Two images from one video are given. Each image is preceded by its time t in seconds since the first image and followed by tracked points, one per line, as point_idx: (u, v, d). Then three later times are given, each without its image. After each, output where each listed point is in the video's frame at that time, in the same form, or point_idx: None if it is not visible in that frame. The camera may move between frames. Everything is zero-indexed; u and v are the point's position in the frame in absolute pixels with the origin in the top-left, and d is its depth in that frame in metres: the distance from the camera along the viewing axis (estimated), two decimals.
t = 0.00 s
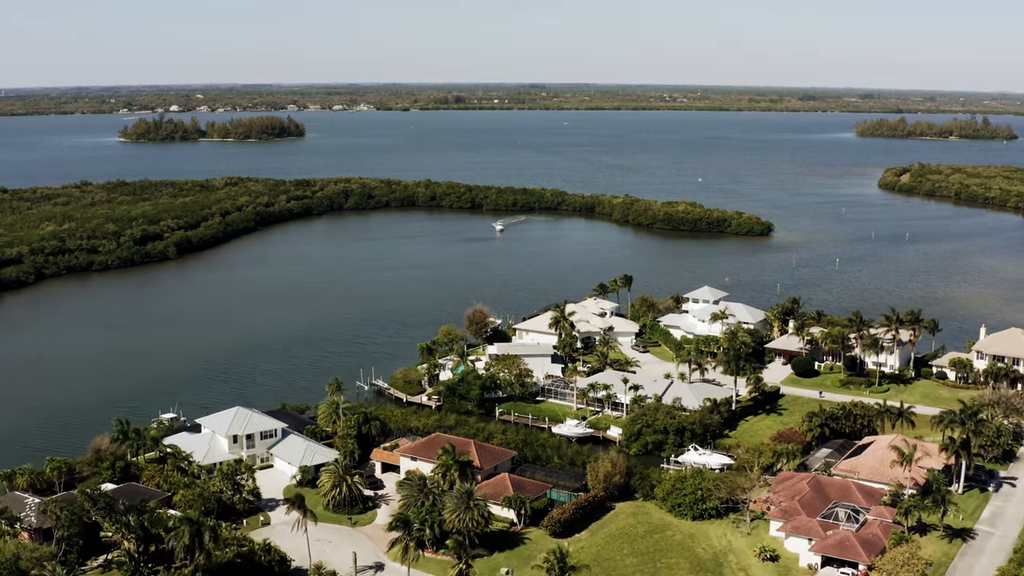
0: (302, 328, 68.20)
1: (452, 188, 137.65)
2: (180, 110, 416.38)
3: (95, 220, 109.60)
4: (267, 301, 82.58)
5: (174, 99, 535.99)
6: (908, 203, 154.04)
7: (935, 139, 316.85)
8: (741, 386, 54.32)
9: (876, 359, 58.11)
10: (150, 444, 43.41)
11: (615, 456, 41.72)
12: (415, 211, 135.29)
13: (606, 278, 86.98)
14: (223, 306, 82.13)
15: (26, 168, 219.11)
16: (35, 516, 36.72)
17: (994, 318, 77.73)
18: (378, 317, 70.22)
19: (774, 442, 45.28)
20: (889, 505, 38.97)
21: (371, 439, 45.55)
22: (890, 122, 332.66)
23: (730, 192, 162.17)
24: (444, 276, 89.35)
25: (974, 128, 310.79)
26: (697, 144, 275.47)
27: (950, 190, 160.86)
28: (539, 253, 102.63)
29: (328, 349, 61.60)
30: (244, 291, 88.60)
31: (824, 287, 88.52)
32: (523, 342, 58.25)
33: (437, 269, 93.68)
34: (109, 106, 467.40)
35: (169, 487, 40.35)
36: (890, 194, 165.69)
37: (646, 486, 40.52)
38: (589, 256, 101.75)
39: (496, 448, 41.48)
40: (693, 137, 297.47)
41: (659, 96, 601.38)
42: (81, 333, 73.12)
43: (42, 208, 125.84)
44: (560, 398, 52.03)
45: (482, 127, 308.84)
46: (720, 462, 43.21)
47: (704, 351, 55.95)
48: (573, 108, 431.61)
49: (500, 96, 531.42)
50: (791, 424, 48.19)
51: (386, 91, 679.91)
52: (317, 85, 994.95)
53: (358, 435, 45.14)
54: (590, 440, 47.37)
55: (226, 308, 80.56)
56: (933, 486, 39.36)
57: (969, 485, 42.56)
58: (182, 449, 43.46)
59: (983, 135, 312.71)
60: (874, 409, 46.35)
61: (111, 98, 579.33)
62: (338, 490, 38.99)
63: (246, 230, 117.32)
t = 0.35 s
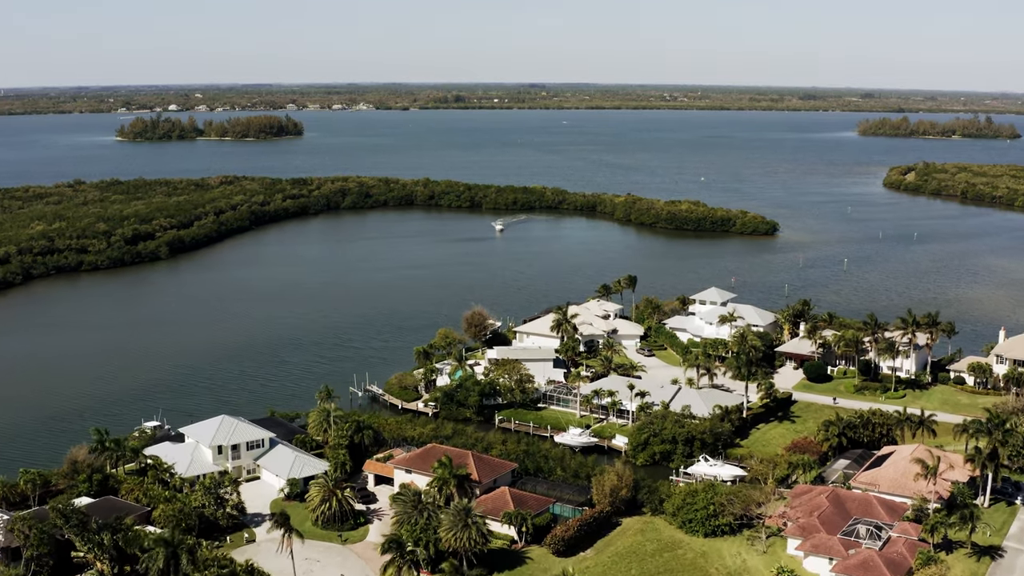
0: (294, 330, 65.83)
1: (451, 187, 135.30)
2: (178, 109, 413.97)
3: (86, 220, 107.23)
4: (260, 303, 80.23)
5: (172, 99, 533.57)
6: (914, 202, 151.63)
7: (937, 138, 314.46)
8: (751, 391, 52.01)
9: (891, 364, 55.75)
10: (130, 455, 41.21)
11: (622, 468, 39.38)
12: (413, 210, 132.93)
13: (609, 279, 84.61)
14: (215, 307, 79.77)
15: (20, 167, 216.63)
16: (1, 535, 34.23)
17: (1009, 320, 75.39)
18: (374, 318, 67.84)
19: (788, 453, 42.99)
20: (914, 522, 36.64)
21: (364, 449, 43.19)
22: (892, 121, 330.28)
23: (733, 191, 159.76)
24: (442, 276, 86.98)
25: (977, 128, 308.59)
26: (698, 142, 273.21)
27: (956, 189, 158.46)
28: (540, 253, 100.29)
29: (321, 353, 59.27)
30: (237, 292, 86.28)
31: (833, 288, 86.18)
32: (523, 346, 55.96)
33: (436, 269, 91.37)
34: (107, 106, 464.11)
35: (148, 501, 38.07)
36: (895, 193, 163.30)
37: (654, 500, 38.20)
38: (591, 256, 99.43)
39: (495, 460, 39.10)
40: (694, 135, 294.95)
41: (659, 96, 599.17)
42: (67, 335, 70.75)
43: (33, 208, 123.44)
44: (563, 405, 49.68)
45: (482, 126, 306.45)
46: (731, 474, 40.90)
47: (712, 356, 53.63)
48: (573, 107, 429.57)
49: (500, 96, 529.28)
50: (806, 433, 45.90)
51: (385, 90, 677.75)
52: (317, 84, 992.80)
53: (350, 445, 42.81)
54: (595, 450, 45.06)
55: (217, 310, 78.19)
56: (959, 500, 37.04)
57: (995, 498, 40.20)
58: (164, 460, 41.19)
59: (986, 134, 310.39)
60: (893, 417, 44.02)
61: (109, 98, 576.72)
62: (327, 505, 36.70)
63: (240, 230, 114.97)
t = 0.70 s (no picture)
0: (288, 333, 63.76)
1: (450, 186, 133.22)
2: (176, 108, 411.46)
3: (77, 219, 105.11)
4: (252, 305, 78.08)
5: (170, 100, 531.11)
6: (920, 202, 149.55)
7: (940, 136, 312.31)
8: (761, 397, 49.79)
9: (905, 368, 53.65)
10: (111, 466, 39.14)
11: (628, 480, 37.31)
12: (412, 210, 130.88)
13: (611, 279, 82.51)
14: (207, 308, 77.67)
15: (15, 166, 214.55)
16: None
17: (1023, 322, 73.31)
18: (369, 320, 65.76)
19: (802, 463, 40.96)
20: (937, 538, 34.60)
21: (356, 459, 41.10)
22: (895, 120, 328.29)
23: (736, 191, 157.69)
24: (440, 276, 84.91)
25: (980, 126, 306.61)
26: (700, 141, 271.04)
27: (962, 188, 156.43)
28: (540, 253, 98.23)
29: (314, 356, 57.16)
30: (230, 292, 84.27)
31: (841, 289, 84.15)
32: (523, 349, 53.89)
33: (433, 270, 89.32)
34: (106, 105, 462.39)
35: (128, 516, 35.99)
36: (900, 192, 161.29)
37: (662, 515, 36.14)
38: (593, 256, 97.42)
39: (494, 472, 36.94)
40: (695, 134, 292.84)
41: (660, 96, 596.93)
42: (54, 338, 68.61)
43: (25, 207, 121.37)
44: (565, 412, 47.58)
45: (482, 125, 304.52)
46: (743, 485, 38.79)
47: (720, 360, 51.55)
48: (573, 106, 427.24)
49: (500, 95, 527.21)
50: (820, 442, 43.88)
51: (385, 89, 675.14)
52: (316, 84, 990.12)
53: (341, 455, 40.73)
54: (598, 459, 42.99)
55: (209, 312, 76.07)
56: (984, 514, 34.99)
57: (1021, 511, 38.07)
58: (145, 471, 39.10)
59: (989, 133, 308.41)
60: (912, 425, 41.94)
61: (108, 98, 576.49)
62: (316, 520, 34.66)
63: (235, 230, 112.87)
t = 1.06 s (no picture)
0: (278, 338, 61.37)
1: (448, 186, 130.83)
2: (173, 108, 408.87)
3: (66, 219, 102.69)
4: (243, 307, 75.68)
5: (168, 100, 529.56)
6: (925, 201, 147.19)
7: (942, 136, 309.84)
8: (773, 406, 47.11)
9: (922, 374, 51.25)
10: (83, 482, 36.79)
11: (635, 496, 34.91)
12: (409, 209, 128.51)
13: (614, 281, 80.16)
14: (196, 311, 75.21)
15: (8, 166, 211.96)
16: None
17: None
18: (363, 324, 63.38)
19: (818, 477, 38.60)
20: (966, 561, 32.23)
21: (345, 472, 38.71)
22: (897, 119, 325.90)
23: (738, 190, 155.33)
24: (437, 277, 82.59)
25: (983, 126, 304.34)
26: (701, 141, 268.66)
27: (968, 188, 154.12)
28: (540, 254, 95.93)
29: (304, 362, 54.79)
30: (223, 294, 81.92)
31: (849, 291, 81.79)
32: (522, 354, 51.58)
33: (430, 271, 86.94)
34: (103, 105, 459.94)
35: (99, 535, 33.63)
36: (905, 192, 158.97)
37: (671, 535, 33.76)
38: (595, 257, 95.08)
39: (491, 489, 34.50)
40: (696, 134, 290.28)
41: (659, 95, 594.36)
42: (36, 342, 66.16)
43: (14, 207, 118.96)
44: (566, 421, 45.17)
45: (481, 125, 302.23)
46: (757, 501, 36.37)
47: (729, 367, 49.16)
48: (573, 105, 424.71)
49: (499, 95, 524.78)
50: (836, 455, 41.56)
51: (384, 89, 672.42)
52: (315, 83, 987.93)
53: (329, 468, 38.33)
54: (602, 472, 40.61)
55: (197, 315, 73.64)
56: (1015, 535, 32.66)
57: None
58: (120, 486, 36.73)
59: (992, 132, 306.19)
60: (934, 437, 39.58)
61: (105, 98, 573.89)
62: (299, 541, 32.22)
63: (229, 230, 110.47)
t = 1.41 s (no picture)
0: (268, 341, 59.27)
1: (446, 184, 128.68)
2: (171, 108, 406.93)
3: (56, 219, 100.53)
4: (234, 309, 73.58)
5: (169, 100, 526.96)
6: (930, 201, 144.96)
7: (944, 135, 307.26)
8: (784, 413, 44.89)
9: (938, 381, 49.04)
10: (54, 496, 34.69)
11: (640, 512, 32.74)
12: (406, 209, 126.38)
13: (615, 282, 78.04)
14: (186, 313, 73.07)
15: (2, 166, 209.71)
16: None
17: None
18: (357, 327, 61.26)
19: (834, 490, 36.47)
20: None
21: (333, 486, 36.54)
22: (899, 118, 323.62)
23: (740, 189, 153.15)
24: (434, 278, 80.44)
25: (985, 125, 302.07)
26: (702, 140, 266.55)
27: (974, 187, 151.92)
28: (539, 254, 93.81)
29: (294, 368, 52.68)
30: (214, 296, 79.76)
31: (857, 292, 79.65)
32: (521, 359, 49.44)
33: (428, 271, 84.82)
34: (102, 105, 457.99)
35: (69, 556, 31.50)
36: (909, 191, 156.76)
37: (679, 555, 31.58)
38: (596, 257, 92.98)
39: (486, 506, 32.31)
40: (697, 134, 287.96)
41: (659, 95, 592.03)
42: (19, 345, 64.07)
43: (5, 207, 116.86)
44: (566, 430, 43.00)
45: (480, 124, 300.63)
46: (768, 517, 34.27)
47: (737, 372, 47.02)
48: (573, 105, 422.67)
49: (499, 95, 522.75)
50: (851, 467, 39.44)
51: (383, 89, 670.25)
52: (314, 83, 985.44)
53: (317, 482, 36.18)
54: (604, 485, 38.46)
55: (187, 316, 71.54)
56: None
57: None
58: (93, 501, 34.62)
59: (994, 131, 303.87)
60: (955, 447, 37.45)
61: (103, 99, 571.44)
62: (282, 562, 29.98)
63: (222, 230, 108.32)
